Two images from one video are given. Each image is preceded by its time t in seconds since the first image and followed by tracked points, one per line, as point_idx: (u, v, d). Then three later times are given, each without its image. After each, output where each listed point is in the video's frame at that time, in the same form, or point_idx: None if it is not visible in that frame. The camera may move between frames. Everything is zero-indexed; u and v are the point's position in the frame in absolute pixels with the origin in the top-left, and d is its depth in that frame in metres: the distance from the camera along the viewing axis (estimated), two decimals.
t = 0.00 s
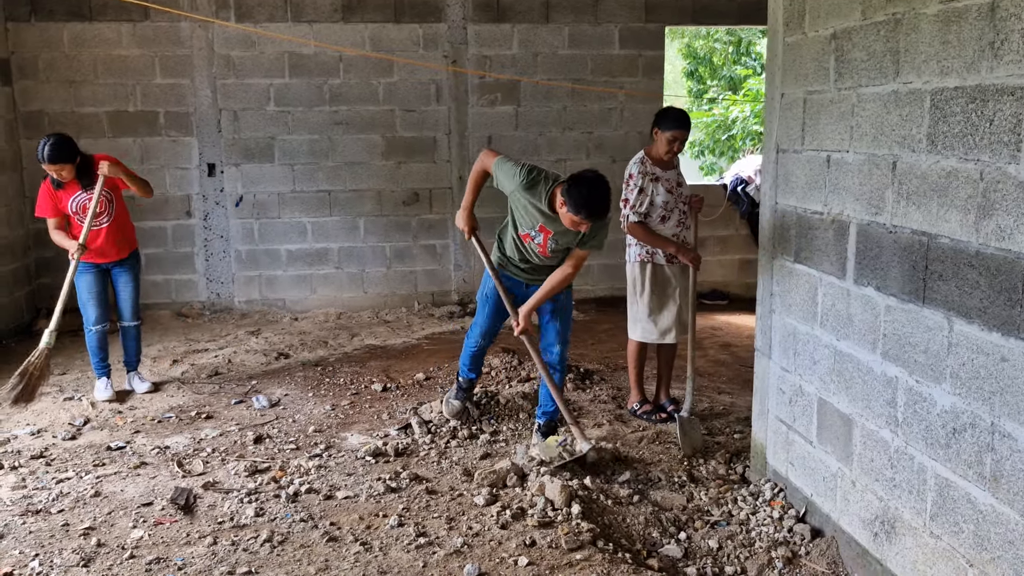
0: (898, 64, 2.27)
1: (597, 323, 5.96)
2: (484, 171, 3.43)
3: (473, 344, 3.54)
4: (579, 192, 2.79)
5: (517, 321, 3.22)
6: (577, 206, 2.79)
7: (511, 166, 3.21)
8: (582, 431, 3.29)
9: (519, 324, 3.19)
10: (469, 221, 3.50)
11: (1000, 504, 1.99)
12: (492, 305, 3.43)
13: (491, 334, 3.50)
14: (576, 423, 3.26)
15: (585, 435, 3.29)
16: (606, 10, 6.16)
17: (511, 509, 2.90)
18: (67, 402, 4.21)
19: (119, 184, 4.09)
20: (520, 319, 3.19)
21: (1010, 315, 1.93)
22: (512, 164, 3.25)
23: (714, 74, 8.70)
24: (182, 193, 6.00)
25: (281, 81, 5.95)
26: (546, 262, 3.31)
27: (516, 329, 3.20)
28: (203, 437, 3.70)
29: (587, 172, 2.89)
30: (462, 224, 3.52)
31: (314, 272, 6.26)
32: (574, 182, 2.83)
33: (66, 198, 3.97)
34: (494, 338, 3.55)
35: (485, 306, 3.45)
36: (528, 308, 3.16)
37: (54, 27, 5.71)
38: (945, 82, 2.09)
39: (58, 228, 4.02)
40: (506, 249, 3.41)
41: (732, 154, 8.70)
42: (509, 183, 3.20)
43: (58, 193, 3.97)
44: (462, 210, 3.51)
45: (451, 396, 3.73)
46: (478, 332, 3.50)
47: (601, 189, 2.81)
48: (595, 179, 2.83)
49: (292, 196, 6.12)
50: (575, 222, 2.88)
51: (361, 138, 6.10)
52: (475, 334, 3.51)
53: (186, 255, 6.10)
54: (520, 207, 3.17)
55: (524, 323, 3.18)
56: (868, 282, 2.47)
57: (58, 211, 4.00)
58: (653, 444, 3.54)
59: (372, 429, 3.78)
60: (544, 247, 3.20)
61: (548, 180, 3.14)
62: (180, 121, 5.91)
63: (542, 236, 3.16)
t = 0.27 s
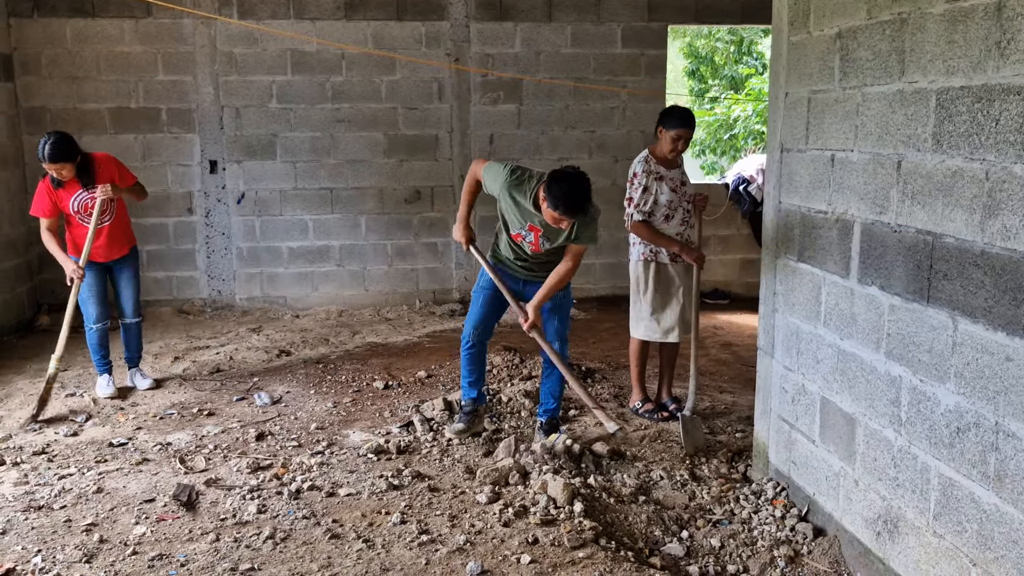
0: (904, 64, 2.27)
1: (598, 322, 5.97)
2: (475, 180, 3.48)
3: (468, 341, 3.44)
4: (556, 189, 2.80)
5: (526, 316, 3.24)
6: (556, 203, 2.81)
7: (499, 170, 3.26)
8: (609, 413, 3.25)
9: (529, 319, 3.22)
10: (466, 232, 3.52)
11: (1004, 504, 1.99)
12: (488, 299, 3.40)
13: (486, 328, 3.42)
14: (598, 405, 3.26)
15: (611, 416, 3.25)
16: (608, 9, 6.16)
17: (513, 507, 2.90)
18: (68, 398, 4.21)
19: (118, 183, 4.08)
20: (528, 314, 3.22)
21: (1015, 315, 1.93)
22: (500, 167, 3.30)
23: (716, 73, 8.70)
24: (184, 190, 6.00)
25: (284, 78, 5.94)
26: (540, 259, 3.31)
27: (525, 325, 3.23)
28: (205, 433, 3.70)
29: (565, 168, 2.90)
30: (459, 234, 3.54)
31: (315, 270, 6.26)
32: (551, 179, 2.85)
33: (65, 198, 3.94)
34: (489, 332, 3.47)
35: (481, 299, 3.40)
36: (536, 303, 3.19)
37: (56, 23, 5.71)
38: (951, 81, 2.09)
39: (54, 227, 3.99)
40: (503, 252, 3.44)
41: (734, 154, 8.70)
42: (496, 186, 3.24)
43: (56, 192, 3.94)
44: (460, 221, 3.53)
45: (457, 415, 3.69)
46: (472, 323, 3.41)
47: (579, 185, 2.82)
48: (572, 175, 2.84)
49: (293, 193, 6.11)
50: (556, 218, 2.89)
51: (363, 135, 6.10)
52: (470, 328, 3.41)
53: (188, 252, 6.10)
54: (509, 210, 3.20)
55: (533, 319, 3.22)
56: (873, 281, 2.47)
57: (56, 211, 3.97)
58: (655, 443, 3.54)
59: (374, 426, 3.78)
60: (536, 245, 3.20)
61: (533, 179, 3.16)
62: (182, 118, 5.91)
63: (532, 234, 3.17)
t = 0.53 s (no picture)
0: (906, 67, 2.27)
1: (599, 322, 5.97)
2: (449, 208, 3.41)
3: (465, 353, 3.35)
4: (518, 189, 2.77)
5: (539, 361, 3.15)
6: (520, 203, 2.78)
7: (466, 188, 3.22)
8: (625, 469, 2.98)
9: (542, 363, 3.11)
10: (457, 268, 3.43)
11: (1003, 507, 1.99)
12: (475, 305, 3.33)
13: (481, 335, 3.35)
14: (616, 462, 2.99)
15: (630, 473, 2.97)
16: (611, 8, 6.16)
17: (512, 506, 2.91)
18: (68, 394, 4.21)
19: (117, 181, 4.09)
20: (541, 360, 3.12)
21: (1015, 318, 1.93)
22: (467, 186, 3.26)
23: (718, 74, 8.70)
24: (186, 186, 6.01)
25: (286, 75, 5.95)
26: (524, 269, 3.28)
27: (541, 370, 3.13)
28: (205, 430, 3.70)
29: (525, 169, 2.87)
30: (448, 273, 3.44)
31: (316, 267, 6.26)
32: (513, 180, 2.82)
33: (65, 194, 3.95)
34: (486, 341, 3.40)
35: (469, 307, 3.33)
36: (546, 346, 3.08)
37: (60, 19, 5.71)
38: (952, 85, 2.10)
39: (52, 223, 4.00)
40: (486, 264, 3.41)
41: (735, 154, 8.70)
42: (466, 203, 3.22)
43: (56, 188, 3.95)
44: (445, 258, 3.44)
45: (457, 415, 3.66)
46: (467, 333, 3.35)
47: (541, 181, 2.78)
48: (533, 173, 2.81)
49: (295, 190, 6.12)
50: (523, 219, 2.86)
51: (365, 133, 6.10)
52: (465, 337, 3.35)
53: (189, 248, 6.11)
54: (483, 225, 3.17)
55: (546, 364, 3.12)
56: (873, 284, 2.47)
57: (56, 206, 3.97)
58: (654, 443, 3.54)
59: (374, 424, 3.78)
60: (517, 254, 3.18)
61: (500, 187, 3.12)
62: (184, 114, 5.91)
63: (512, 243, 3.15)
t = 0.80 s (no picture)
0: (910, 69, 2.27)
1: (599, 321, 5.98)
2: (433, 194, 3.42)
3: (457, 352, 3.36)
4: (506, 186, 2.77)
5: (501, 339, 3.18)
6: (507, 200, 2.78)
7: (451, 179, 3.23)
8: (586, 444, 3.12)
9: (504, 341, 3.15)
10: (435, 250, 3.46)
11: (1002, 508, 2.00)
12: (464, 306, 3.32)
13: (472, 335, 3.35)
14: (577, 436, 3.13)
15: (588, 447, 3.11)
16: (615, 8, 6.16)
17: (513, 504, 2.91)
18: (69, 389, 4.22)
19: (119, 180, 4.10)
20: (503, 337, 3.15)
21: (1016, 321, 1.94)
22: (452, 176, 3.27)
23: (721, 74, 8.70)
24: (188, 183, 6.01)
25: (289, 73, 5.95)
26: (505, 265, 3.28)
27: (502, 348, 3.17)
28: (206, 426, 3.71)
29: (515, 166, 2.88)
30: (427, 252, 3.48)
31: (318, 265, 6.27)
32: (502, 177, 2.82)
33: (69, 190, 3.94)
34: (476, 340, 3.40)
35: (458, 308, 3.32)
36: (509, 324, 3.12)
37: (64, 14, 5.72)
38: (956, 87, 2.10)
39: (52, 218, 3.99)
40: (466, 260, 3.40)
41: (737, 155, 8.71)
42: (449, 194, 3.20)
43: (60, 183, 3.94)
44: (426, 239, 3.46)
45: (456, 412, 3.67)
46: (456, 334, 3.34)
47: (529, 180, 2.79)
48: (522, 171, 2.81)
49: (297, 187, 6.12)
50: (510, 217, 2.85)
51: (367, 131, 6.11)
52: (455, 338, 3.35)
53: (191, 245, 6.12)
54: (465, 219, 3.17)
55: (507, 341, 3.15)
56: (875, 285, 2.47)
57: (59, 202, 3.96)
58: (654, 443, 3.55)
59: (375, 422, 3.79)
60: (498, 250, 3.18)
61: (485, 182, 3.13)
62: (187, 111, 5.92)
63: (493, 239, 3.15)
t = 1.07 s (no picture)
0: (908, 69, 2.27)
1: (598, 320, 5.97)
2: (438, 178, 3.46)
3: (458, 352, 3.33)
4: (499, 189, 2.78)
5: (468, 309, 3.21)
6: (499, 203, 2.78)
7: (454, 171, 3.27)
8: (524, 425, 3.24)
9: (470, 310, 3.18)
10: (432, 222, 3.51)
11: (998, 509, 2.00)
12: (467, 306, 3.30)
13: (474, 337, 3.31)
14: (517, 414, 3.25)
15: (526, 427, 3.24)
16: (615, 7, 6.15)
17: (509, 503, 2.91)
18: (67, 386, 4.22)
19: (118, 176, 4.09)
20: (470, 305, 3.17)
21: (1013, 322, 1.94)
22: (456, 167, 3.30)
23: (722, 74, 8.70)
24: (188, 180, 6.01)
25: (289, 70, 5.95)
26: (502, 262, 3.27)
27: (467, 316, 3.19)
28: (204, 423, 3.71)
29: (511, 169, 2.88)
30: (425, 225, 3.52)
31: (317, 262, 6.27)
32: (495, 179, 2.82)
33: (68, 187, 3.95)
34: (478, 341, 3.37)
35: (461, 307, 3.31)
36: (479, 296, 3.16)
37: (64, 11, 5.72)
38: (955, 87, 2.10)
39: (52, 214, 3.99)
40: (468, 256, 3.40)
41: (738, 155, 8.70)
42: (450, 186, 3.26)
43: (59, 180, 3.95)
44: (425, 212, 3.51)
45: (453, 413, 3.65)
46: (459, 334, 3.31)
47: (523, 184, 2.79)
48: (516, 174, 2.82)
49: (297, 185, 6.12)
50: (504, 220, 2.85)
51: (367, 129, 6.10)
52: (457, 338, 3.32)
53: (190, 242, 6.12)
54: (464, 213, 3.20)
55: (473, 311, 3.17)
56: (873, 285, 2.47)
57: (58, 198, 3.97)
58: (651, 442, 3.55)
59: (372, 419, 3.79)
60: (493, 248, 3.18)
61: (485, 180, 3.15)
62: (187, 108, 5.92)
63: (488, 238, 3.15)
